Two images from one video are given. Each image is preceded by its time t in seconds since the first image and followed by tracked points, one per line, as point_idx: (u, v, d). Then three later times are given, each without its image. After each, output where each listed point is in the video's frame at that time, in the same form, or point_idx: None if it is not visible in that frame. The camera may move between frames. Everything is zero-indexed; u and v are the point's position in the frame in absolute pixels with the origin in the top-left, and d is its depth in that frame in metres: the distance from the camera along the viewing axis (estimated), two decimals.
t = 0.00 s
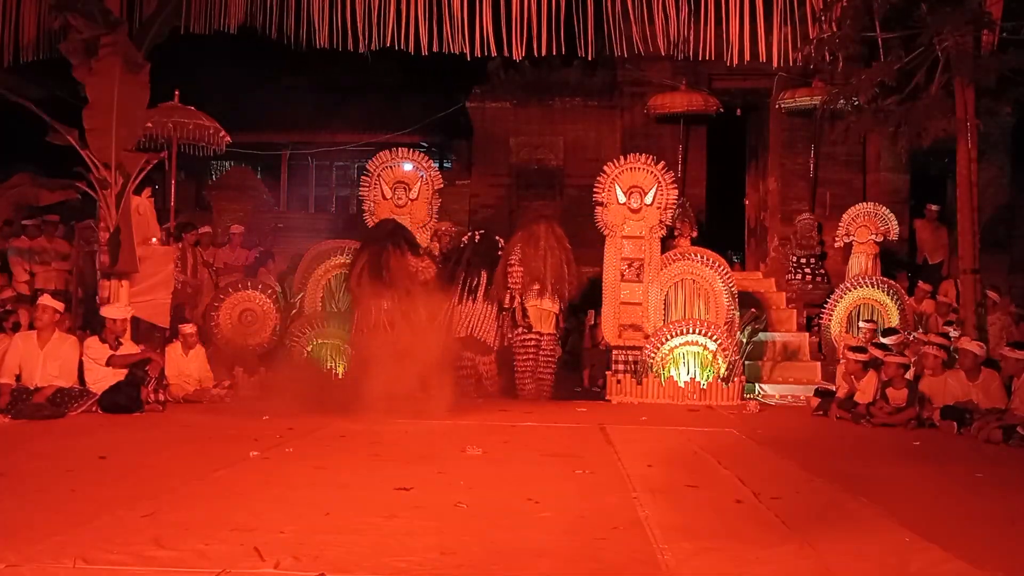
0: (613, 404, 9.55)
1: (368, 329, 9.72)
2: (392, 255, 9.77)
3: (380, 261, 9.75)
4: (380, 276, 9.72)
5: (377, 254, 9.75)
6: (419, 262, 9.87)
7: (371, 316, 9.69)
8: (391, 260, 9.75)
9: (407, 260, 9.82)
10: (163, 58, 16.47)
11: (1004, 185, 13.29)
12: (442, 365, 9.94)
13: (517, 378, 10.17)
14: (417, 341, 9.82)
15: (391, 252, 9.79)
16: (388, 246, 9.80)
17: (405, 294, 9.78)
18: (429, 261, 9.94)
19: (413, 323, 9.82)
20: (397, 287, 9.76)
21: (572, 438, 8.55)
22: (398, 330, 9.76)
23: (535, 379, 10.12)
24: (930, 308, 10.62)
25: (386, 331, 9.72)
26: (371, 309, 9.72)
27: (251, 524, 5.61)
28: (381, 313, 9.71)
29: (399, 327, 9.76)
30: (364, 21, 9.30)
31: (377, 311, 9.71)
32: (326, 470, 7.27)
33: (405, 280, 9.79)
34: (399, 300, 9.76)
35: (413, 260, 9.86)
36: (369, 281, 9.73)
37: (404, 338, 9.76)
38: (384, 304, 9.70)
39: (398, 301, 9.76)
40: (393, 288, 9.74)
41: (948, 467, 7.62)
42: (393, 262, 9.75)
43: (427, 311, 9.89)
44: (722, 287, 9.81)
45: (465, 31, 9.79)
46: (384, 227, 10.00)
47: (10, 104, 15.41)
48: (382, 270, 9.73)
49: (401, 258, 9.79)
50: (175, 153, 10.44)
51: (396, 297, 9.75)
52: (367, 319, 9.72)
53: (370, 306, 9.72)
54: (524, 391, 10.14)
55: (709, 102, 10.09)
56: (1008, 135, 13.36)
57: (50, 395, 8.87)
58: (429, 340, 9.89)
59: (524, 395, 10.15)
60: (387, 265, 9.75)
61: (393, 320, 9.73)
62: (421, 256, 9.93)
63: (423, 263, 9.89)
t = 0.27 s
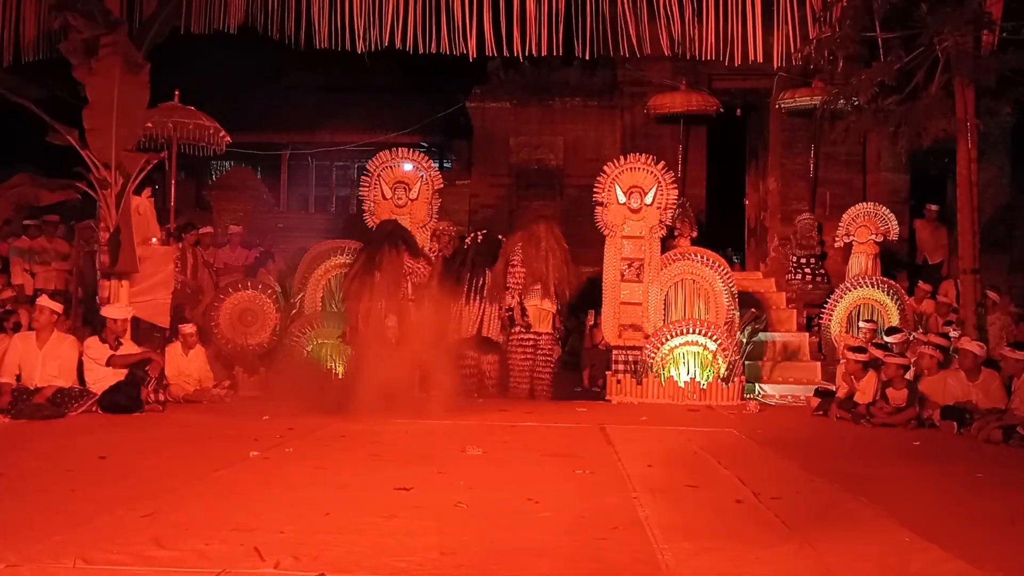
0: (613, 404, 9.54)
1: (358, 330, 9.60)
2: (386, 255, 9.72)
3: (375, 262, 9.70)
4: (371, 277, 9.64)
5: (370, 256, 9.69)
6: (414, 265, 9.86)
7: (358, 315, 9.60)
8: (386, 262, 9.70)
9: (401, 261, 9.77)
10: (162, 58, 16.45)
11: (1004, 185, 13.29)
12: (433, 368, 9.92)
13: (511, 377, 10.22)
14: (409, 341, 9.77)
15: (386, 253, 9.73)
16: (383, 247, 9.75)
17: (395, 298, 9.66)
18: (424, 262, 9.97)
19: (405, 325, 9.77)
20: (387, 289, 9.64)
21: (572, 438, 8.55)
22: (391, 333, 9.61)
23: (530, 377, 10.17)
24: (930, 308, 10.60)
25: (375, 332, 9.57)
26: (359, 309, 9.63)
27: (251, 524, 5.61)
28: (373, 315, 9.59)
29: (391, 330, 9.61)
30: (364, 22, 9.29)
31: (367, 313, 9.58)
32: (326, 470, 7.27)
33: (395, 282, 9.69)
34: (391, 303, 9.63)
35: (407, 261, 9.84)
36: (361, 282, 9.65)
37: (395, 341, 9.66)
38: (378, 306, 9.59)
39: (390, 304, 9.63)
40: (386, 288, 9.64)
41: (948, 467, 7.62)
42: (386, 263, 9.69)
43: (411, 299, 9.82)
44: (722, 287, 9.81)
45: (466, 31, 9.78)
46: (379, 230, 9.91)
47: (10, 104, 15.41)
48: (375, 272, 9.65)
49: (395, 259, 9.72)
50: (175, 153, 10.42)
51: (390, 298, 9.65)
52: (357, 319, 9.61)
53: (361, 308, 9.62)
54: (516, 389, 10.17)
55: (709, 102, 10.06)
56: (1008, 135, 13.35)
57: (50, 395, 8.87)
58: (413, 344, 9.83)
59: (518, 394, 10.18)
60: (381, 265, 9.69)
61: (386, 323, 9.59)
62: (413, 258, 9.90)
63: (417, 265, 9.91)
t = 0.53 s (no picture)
0: (613, 404, 9.53)
1: (365, 330, 9.62)
2: (393, 255, 9.75)
3: (383, 261, 9.73)
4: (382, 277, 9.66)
5: (379, 255, 9.74)
6: (423, 267, 9.85)
7: (367, 312, 9.59)
8: (393, 261, 9.72)
9: (408, 262, 9.77)
10: (162, 58, 16.43)
11: (1003, 185, 13.28)
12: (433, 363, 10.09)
13: (508, 378, 10.04)
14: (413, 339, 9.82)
15: (394, 253, 9.77)
16: (390, 247, 9.79)
17: (400, 297, 9.68)
18: (432, 264, 9.93)
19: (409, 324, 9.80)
20: (396, 288, 9.67)
21: (572, 438, 8.55)
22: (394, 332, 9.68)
23: (527, 376, 10.00)
24: (930, 308, 10.59)
25: (380, 330, 9.64)
26: (367, 307, 9.61)
27: (251, 524, 5.61)
28: (382, 314, 9.63)
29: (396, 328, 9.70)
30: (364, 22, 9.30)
31: (372, 311, 9.61)
32: (325, 470, 7.27)
33: (403, 281, 9.71)
34: (398, 301, 9.67)
35: (414, 262, 9.81)
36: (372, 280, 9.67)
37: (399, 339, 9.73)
38: (387, 303, 9.62)
39: (397, 301, 9.68)
40: (393, 287, 9.66)
41: (947, 467, 7.62)
42: (393, 264, 9.72)
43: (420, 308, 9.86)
44: (722, 286, 9.81)
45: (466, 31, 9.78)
46: (387, 230, 9.99)
47: (10, 104, 15.41)
48: (383, 272, 9.69)
49: (404, 260, 9.74)
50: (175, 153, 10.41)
51: (397, 297, 9.67)
52: (365, 318, 9.61)
53: (368, 306, 9.62)
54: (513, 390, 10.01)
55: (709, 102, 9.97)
56: (1008, 135, 13.35)
57: (50, 395, 8.87)
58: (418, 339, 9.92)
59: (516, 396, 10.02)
60: (388, 265, 9.72)
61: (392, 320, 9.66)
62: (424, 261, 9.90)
63: (427, 266, 9.87)
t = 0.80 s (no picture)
0: (612, 404, 9.53)
1: (365, 328, 9.60)
2: (387, 256, 9.74)
3: (376, 262, 9.72)
4: (376, 277, 9.66)
5: (372, 256, 9.73)
6: (412, 267, 9.79)
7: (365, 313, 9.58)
8: (387, 262, 9.71)
9: (400, 261, 9.75)
10: (162, 57, 16.41)
11: (1003, 185, 13.28)
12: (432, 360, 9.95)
13: (507, 378, 10.16)
14: (413, 338, 9.78)
15: (388, 254, 9.77)
16: (384, 248, 9.77)
17: (395, 296, 9.67)
18: (420, 263, 9.86)
19: (409, 324, 9.75)
20: (392, 288, 9.66)
21: (572, 439, 8.55)
22: (391, 331, 9.64)
23: (526, 374, 10.16)
24: (930, 308, 10.57)
25: (378, 329, 9.60)
26: (365, 309, 9.61)
27: (251, 525, 5.61)
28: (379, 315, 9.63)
29: (394, 327, 9.65)
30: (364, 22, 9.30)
31: (369, 311, 9.61)
32: (325, 470, 7.27)
33: (397, 282, 9.67)
34: (393, 301, 9.66)
35: (405, 262, 9.77)
36: (367, 281, 9.66)
37: (398, 337, 9.66)
38: (384, 304, 9.63)
39: (393, 301, 9.66)
40: (387, 287, 9.65)
41: (947, 467, 7.62)
42: (385, 264, 9.71)
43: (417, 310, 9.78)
44: (722, 286, 9.80)
45: (466, 32, 9.78)
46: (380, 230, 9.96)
47: (10, 104, 15.40)
48: (377, 272, 9.68)
49: (395, 261, 9.72)
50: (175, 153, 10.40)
51: (393, 298, 9.66)
52: (364, 318, 9.61)
53: (365, 306, 9.61)
54: (514, 391, 10.12)
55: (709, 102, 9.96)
56: (1008, 135, 13.34)
57: (50, 395, 8.87)
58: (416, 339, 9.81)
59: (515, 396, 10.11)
60: (381, 267, 9.71)
61: (389, 319, 9.64)
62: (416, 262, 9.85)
63: (416, 267, 9.82)
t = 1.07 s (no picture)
0: (612, 404, 9.53)
1: (365, 330, 9.76)
2: (390, 257, 9.83)
3: (378, 262, 9.81)
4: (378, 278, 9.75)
5: (375, 256, 9.81)
6: (415, 267, 9.84)
7: (367, 314, 9.72)
8: (389, 263, 9.80)
9: (403, 262, 9.83)
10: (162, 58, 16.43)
11: (1003, 185, 13.28)
12: (433, 359, 9.91)
13: (503, 379, 10.02)
14: (412, 338, 9.85)
15: (390, 254, 9.85)
16: (386, 248, 9.84)
17: (396, 296, 9.75)
18: (425, 263, 9.92)
19: (410, 323, 9.82)
20: (393, 288, 9.76)
21: (572, 439, 8.55)
22: (390, 331, 9.77)
23: (521, 373, 9.98)
24: (930, 308, 10.55)
25: (377, 330, 9.76)
26: (368, 309, 9.74)
27: (251, 525, 5.61)
28: (380, 316, 9.76)
29: (393, 327, 9.77)
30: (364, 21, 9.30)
31: (370, 312, 9.74)
32: (325, 470, 7.27)
33: (398, 283, 9.77)
34: (394, 301, 9.74)
35: (408, 263, 9.85)
36: (369, 281, 9.77)
37: (396, 338, 9.78)
38: (385, 304, 9.74)
39: (394, 301, 9.74)
40: (389, 287, 9.74)
41: (947, 467, 7.62)
42: (388, 265, 9.79)
43: (416, 310, 9.81)
44: (722, 286, 9.80)
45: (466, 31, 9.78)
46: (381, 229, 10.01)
47: (10, 104, 15.41)
48: (379, 273, 9.78)
49: (398, 262, 9.80)
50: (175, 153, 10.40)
51: (395, 298, 9.75)
52: (363, 319, 9.75)
53: (366, 308, 9.74)
54: (512, 387, 10.02)
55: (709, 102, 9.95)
56: (1008, 135, 13.34)
57: (50, 395, 8.88)
58: (408, 336, 9.83)
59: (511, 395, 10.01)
60: (383, 268, 9.80)
61: (388, 320, 9.76)
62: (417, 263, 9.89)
63: (422, 268, 9.89)
